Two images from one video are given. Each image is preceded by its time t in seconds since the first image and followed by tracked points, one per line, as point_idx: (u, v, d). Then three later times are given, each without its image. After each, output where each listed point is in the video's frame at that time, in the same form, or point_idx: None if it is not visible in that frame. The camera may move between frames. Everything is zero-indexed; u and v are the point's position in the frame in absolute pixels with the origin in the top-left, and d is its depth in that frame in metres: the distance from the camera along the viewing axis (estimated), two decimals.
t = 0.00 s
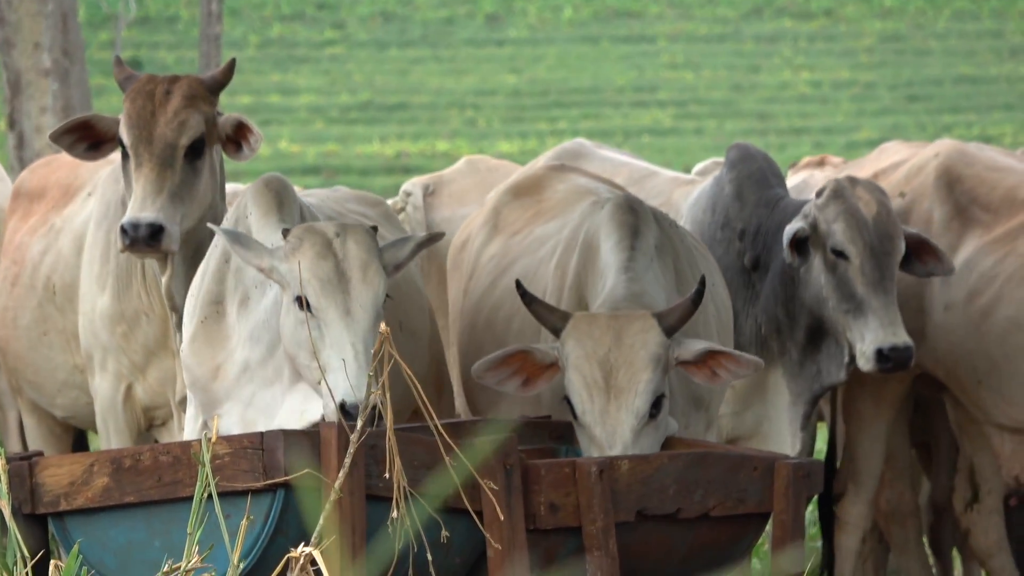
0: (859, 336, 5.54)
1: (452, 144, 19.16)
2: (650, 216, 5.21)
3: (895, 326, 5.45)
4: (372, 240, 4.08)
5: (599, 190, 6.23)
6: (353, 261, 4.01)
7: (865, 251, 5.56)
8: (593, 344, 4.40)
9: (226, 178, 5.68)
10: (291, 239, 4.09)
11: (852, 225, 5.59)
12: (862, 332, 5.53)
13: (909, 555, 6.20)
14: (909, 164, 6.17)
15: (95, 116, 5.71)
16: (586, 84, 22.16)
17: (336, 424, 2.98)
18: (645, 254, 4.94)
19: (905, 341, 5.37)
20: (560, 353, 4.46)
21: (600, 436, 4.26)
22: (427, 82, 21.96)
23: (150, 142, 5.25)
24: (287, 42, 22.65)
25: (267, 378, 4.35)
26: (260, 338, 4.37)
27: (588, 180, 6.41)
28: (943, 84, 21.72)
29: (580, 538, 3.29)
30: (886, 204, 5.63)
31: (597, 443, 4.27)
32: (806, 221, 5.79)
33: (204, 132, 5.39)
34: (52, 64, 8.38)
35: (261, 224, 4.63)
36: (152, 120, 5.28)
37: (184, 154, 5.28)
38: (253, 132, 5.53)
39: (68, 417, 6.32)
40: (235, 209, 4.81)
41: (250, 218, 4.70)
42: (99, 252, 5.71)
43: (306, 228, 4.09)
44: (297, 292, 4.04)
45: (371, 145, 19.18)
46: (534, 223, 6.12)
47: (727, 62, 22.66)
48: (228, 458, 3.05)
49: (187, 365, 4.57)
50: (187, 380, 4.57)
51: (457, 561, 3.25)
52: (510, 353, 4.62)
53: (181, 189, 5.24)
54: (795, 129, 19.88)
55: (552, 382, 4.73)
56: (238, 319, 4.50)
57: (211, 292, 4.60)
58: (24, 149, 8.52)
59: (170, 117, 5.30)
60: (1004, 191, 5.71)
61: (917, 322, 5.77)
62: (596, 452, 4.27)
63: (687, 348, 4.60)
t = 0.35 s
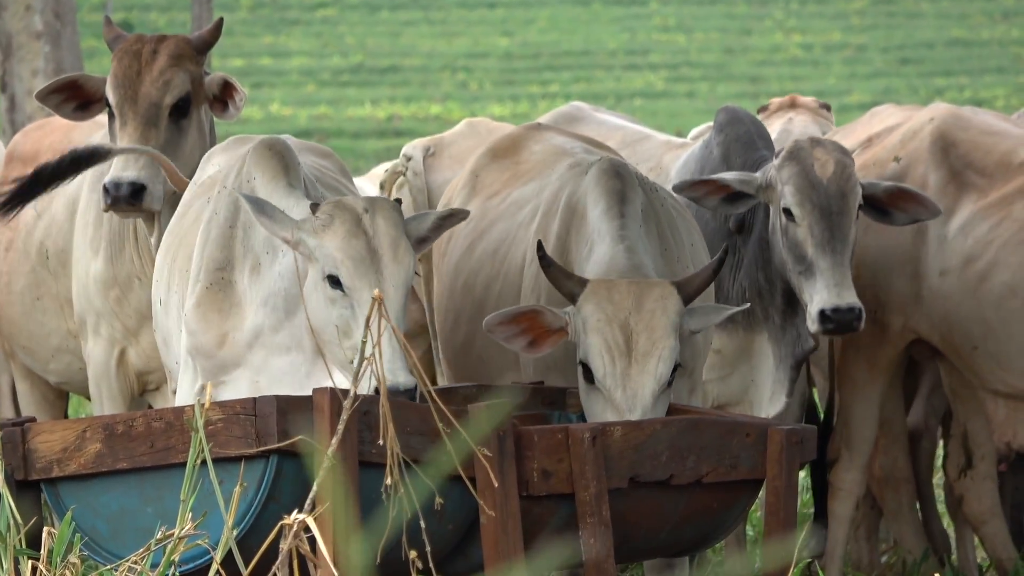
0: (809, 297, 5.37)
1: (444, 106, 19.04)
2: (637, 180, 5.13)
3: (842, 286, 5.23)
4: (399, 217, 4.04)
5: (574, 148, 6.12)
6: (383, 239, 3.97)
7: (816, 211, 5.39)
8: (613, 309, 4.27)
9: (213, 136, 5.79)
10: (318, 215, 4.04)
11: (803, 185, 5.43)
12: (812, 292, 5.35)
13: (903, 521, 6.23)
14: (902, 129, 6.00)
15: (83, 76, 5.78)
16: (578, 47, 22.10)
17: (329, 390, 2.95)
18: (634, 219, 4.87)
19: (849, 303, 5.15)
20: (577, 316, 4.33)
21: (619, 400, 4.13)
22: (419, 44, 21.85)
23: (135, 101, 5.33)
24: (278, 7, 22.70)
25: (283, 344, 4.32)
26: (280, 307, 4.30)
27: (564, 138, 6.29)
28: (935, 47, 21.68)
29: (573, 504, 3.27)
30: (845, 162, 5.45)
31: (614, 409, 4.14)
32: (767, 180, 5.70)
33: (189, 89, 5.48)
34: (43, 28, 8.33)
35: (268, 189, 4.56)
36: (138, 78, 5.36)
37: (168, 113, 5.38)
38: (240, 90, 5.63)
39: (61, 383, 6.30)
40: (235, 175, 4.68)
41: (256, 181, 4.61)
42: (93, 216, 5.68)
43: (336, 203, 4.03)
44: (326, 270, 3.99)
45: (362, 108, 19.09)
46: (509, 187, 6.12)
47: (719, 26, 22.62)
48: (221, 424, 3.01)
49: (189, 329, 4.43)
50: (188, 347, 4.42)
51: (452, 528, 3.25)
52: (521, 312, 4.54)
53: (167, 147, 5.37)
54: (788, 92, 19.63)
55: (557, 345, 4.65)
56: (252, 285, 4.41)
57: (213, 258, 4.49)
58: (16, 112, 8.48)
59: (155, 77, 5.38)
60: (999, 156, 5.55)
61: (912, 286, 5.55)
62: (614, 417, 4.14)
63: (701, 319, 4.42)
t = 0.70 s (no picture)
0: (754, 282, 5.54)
1: (443, 104, 19.02)
2: (631, 181, 5.14)
3: (780, 275, 5.38)
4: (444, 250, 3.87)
5: (567, 146, 6.15)
6: (427, 273, 3.79)
7: (766, 199, 5.57)
8: (639, 317, 4.15)
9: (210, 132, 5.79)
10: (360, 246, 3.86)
11: (758, 172, 5.63)
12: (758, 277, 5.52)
13: (902, 521, 6.18)
14: (903, 129, 5.96)
15: (80, 70, 5.77)
16: (577, 45, 22.10)
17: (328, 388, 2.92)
18: (630, 217, 4.86)
19: (785, 290, 5.33)
20: (602, 322, 4.20)
21: (645, 409, 4.03)
22: (418, 43, 21.85)
23: (133, 95, 5.32)
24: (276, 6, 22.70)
25: (311, 348, 4.31)
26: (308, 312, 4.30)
27: (559, 135, 6.30)
28: (934, 46, 21.69)
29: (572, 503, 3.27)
30: (805, 155, 5.65)
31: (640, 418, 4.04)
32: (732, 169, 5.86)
33: (186, 84, 5.48)
34: (42, 25, 8.33)
35: (282, 200, 4.50)
36: (135, 73, 5.36)
37: (164, 109, 5.37)
38: (236, 86, 5.62)
39: (62, 380, 6.30)
40: (246, 181, 4.63)
41: (267, 188, 4.55)
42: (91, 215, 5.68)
43: (379, 234, 3.86)
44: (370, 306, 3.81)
45: (361, 106, 19.07)
46: (504, 185, 6.10)
47: (718, 25, 22.65)
48: (219, 423, 3.00)
49: (210, 335, 4.40)
50: (209, 352, 4.38)
51: (451, 526, 3.24)
52: (542, 309, 4.38)
53: (163, 142, 5.36)
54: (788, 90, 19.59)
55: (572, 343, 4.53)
56: (275, 290, 4.41)
57: (228, 265, 4.47)
58: (15, 110, 8.47)
59: (153, 71, 5.37)
60: (1001, 155, 5.50)
61: (912, 285, 5.56)
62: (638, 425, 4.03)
63: (714, 319, 4.25)
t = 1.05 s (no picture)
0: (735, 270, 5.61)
1: (444, 104, 19.02)
2: (633, 181, 5.14)
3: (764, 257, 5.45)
4: (464, 278, 3.90)
5: (571, 143, 6.12)
6: (445, 303, 3.81)
7: (746, 186, 5.63)
8: (670, 319, 4.08)
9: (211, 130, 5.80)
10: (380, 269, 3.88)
11: (739, 161, 5.69)
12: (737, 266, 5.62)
13: (904, 519, 6.17)
14: (906, 128, 5.96)
15: (81, 68, 5.77)
16: (579, 44, 22.11)
17: (330, 388, 2.91)
18: (635, 219, 4.83)
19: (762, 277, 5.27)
20: (635, 324, 4.14)
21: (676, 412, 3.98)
22: (419, 42, 21.86)
23: (136, 91, 5.32)
24: (277, 6, 22.72)
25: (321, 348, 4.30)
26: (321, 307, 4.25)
27: (566, 132, 6.29)
28: (935, 45, 21.69)
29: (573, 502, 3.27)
30: (787, 144, 5.73)
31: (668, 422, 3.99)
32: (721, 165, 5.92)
33: (188, 81, 5.48)
34: (43, 25, 8.32)
35: (291, 196, 4.56)
36: (139, 69, 5.36)
37: (168, 105, 5.38)
38: (240, 83, 5.67)
39: (62, 380, 6.30)
40: (253, 178, 4.65)
41: (277, 185, 4.60)
42: (92, 213, 5.68)
43: (399, 260, 3.87)
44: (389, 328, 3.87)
45: (363, 105, 19.07)
46: (509, 183, 6.11)
47: (720, 24, 22.67)
48: (222, 422, 3.01)
49: (225, 335, 4.40)
50: (223, 352, 4.39)
51: (452, 525, 3.24)
52: (575, 305, 4.28)
53: (166, 138, 5.36)
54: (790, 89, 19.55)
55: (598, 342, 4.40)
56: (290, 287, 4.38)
57: (240, 263, 4.45)
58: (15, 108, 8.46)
59: (156, 68, 5.38)
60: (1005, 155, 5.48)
61: (914, 285, 5.56)
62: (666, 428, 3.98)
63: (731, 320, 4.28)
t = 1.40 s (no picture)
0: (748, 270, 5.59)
1: (449, 103, 19.02)
2: (640, 182, 5.13)
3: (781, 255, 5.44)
4: (474, 304, 3.81)
5: (580, 142, 6.10)
6: (456, 332, 3.70)
7: (759, 186, 5.64)
8: (690, 321, 4.07)
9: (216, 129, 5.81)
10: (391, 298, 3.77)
11: (751, 162, 5.71)
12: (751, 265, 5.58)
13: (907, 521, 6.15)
14: (912, 130, 5.94)
15: (86, 66, 5.77)
16: (584, 44, 22.11)
17: (333, 386, 2.91)
18: (640, 221, 4.83)
19: (779, 275, 5.27)
20: (657, 328, 4.13)
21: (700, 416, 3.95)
22: (425, 41, 21.87)
23: (140, 90, 5.32)
24: (283, 4, 22.74)
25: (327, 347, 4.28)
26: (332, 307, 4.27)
27: (576, 131, 6.25)
28: (941, 47, 21.68)
29: (576, 502, 3.26)
30: (799, 147, 5.75)
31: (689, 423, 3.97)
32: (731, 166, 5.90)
33: (193, 80, 5.49)
34: (48, 22, 8.32)
35: (304, 192, 4.55)
36: (143, 68, 5.36)
37: (173, 103, 5.38)
38: (245, 82, 5.68)
39: (65, 377, 6.31)
40: (262, 175, 4.65)
41: (290, 181, 4.59)
42: (96, 210, 5.69)
43: (406, 287, 3.77)
44: (399, 354, 3.76)
45: (368, 104, 19.07)
46: (518, 182, 6.11)
47: (725, 25, 22.67)
48: (225, 420, 3.01)
49: (233, 331, 4.39)
50: (232, 349, 4.38)
51: (456, 525, 3.23)
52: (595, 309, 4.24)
53: (171, 138, 5.37)
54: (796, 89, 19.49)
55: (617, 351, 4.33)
56: (299, 284, 4.39)
57: (251, 259, 4.46)
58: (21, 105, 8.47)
59: (161, 67, 5.38)
60: (1010, 157, 5.46)
61: (918, 286, 5.56)
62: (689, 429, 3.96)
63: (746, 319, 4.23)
